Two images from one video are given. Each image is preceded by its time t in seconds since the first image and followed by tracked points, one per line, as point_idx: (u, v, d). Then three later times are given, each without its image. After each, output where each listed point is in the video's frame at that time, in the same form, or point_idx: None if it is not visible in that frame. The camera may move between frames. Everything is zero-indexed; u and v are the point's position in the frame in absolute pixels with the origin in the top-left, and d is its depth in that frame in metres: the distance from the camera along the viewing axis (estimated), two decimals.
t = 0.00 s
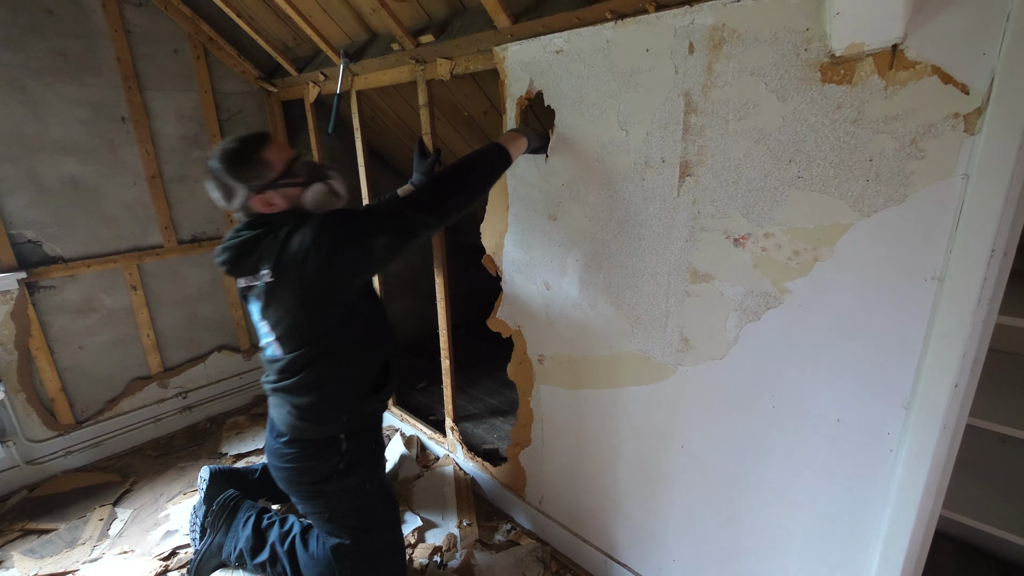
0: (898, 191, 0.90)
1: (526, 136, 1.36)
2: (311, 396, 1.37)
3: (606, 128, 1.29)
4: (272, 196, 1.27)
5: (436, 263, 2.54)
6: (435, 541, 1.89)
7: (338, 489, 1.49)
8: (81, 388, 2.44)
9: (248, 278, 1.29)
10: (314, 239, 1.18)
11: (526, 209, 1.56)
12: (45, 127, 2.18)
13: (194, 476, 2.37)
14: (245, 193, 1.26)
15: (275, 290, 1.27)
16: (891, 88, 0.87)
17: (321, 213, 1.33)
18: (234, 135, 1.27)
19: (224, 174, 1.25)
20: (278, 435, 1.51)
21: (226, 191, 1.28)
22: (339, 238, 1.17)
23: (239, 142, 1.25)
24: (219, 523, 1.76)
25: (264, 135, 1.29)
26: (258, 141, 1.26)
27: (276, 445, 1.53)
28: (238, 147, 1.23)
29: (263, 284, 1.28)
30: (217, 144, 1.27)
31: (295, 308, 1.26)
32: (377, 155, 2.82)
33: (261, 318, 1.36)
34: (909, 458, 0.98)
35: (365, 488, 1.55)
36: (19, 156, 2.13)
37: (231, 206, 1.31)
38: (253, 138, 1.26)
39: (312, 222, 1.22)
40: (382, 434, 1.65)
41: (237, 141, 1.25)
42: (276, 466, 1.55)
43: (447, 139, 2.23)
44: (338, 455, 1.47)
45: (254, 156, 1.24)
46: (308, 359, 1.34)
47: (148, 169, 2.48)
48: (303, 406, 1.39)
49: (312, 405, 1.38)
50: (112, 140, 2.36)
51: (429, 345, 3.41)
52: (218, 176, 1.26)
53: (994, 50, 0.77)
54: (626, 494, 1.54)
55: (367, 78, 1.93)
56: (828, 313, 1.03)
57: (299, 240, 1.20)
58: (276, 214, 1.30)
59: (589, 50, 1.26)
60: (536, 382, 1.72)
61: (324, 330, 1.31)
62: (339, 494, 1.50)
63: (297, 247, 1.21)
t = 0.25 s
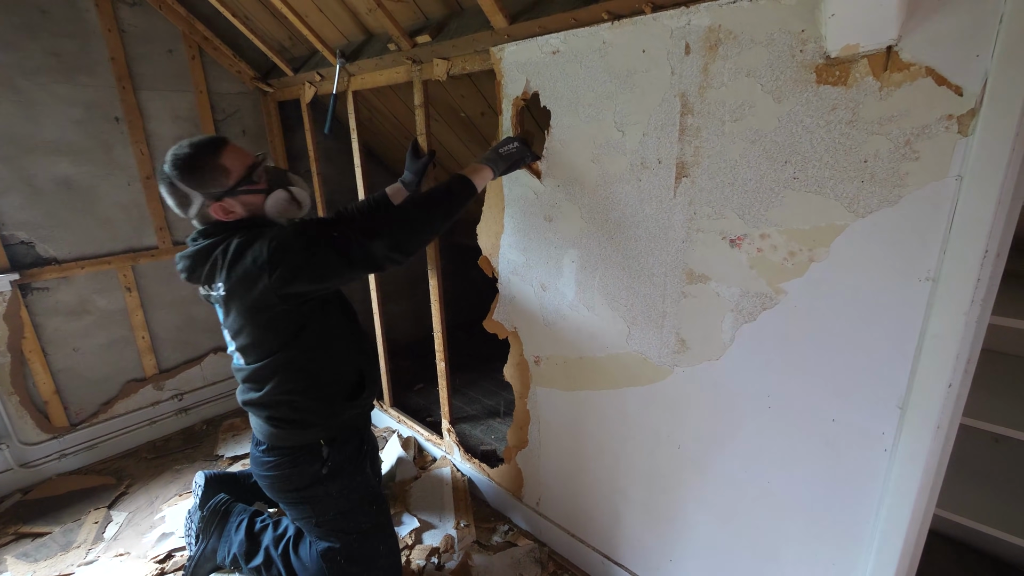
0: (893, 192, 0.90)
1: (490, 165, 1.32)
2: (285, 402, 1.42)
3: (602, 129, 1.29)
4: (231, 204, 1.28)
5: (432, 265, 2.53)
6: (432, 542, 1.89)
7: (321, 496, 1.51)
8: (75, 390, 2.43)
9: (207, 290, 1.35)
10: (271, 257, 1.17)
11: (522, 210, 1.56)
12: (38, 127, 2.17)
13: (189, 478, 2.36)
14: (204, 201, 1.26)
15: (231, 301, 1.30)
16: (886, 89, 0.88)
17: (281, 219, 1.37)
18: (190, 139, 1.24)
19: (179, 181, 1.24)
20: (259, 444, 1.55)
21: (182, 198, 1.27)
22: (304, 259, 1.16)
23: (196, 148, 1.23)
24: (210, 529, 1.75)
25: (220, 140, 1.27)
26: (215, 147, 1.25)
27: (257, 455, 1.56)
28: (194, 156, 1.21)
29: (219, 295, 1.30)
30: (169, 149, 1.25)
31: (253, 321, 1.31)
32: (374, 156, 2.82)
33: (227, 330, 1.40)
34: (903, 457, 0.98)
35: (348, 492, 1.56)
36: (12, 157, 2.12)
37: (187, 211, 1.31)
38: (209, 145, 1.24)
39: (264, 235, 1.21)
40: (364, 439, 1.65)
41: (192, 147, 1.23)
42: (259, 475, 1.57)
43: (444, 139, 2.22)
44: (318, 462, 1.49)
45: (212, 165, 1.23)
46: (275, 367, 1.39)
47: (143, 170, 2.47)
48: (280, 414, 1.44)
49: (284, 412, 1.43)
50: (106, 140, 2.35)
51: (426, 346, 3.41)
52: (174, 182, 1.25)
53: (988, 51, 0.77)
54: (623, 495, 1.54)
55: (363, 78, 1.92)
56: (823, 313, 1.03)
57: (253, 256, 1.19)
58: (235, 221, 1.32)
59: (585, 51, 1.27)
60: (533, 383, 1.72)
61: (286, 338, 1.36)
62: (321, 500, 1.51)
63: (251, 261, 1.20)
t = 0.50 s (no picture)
0: (889, 191, 0.91)
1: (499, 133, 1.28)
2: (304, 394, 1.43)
3: (599, 129, 1.29)
4: (274, 193, 1.32)
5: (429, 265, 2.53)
6: (430, 542, 1.89)
7: (332, 490, 1.52)
8: (71, 391, 2.42)
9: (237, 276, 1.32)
10: (300, 242, 1.16)
11: (519, 209, 1.56)
12: (33, 127, 2.16)
13: (186, 479, 2.35)
14: (248, 188, 1.31)
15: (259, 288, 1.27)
16: (881, 89, 0.88)
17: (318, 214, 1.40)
18: (244, 130, 1.31)
19: (229, 167, 1.30)
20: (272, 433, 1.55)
21: (230, 183, 1.32)
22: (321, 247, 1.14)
23: (249, 139, 1.29)
24: (209, 528, 1.75)
25: (273, 134, 1.34)
26: (267, 139, 1.31)
27: (269, 444, 1.56)
28: (245, 143, 1.28)
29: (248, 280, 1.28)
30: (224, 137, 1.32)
31: (284, 310, 1.29)
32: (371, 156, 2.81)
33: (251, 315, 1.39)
34: (899, 456, 0.98)
35: (358, 488, 1.58)
36: (6, 157, 2.11)
37: (232, 197, 1.36)
38: (261, 136, 1.31)
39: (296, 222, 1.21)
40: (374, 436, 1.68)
41: (246, 137, 1.29)
42: (269, 465, 1.58)
43: (441, 139, 2.22)
44: (331, 456, 1.51)
45: (261, 154, 1.29)
46: (298, 357, 1.38)
47: (139, 170, 2.46)
48: (298, 405, 1.43)
49: (302, 404, 1.43)
50: (102, 140, 2.34)
51: (423, 346, 3.40)
52: (224, 168, 1.31)
53: (982, 51, 0.78)
54: (620, 494, 1.55)
55: (359, 78, 1.92)
56: (819, 312, 1.04)
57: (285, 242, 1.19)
58: (275, 210, 1.35)
59: (582, 50, 1.27)
60: (531, 383, 1.72)
61: (313, 330, 1.36)
62: (331, 495, 1.52)
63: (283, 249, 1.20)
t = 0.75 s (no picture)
0: (885, 191, 0.91)
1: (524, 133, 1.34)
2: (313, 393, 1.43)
3: (596, 129, 1.29)
4: (301, 193, 1.35)
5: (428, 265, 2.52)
6: (429, 544, 1.89)
7: (331, 492, 1.53)
8: (68, 393, 2.41)
9: (262, 270, 1.37)
10: (328, 234, 1.20)
11: (517, 210, 1.56)
12: (29, 129, 2.15)
13: (184, 481, 2.35)
14: (278, 189, 1.34)
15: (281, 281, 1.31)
16: (876, 89, 0.88)
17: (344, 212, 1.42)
18: (273, 132, 1.33)
19: (260, 168, 1.33)
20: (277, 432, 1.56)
21: (260, 183, 1.36)
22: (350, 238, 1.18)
23: (278, 140, 1.31)
24: (209, 528, 1.75)
25: (300, 135, 1.35)
26: (294, 140, 1.33)
27: (273, 442, 1.57)
28: (275, 145, 1.30)
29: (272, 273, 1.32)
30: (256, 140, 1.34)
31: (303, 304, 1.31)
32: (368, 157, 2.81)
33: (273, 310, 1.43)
34: (897, 455, 0.99)
35: (358, 491, 1.57)
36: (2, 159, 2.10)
37: (262, 197, 1.39)
38: (290, 137, 1.33)
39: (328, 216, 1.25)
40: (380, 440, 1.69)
41: (275, 139, 1.31)
42: (271, 463, 1.59)
43: (439, 140, 2.22)
44: (333, 457, 1.52)
45: (290, 155, 1.32)
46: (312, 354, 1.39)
47: (135, 172, 2.45)
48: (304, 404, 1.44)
49: (310, 401, 1.44)
50: (98, 141, 2.33)
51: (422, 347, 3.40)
52: (254, 169, 1.34)
53: (976, 51, 0.78)
54: (619, 494, 1.55)
55: (357, 79, 1.92)
56: (816, 312, 1.04)
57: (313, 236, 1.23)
58: (304, 209, 1.38)
59: (578, 51, 1.27)
60: (529, 383, 1.72)
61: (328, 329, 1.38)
62: (332, 496, 1.54)
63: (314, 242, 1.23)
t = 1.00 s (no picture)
0: (881, 192, 0.91)
1: (486, 168, 1.26)
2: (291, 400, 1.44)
3: (594, 131, 1.29)
4: (260, 193, 1.32)
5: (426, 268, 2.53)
6: (428, 545, 1.88)
7: (325, 496, 1.51)
8: (66, 396, 2.41)
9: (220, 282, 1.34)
10: (275, 244, 1.12)
11: (514, 211, 1.56)
12: (27, 131, 2.15)
13: (183, 484, 2.35)
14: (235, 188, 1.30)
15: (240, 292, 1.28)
16: (871, 91, 0.89)
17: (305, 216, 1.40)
18: (232, 132, 1.31)
19: (216, 167, 1.30)
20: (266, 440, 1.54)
21: (216, 183, 1.32)
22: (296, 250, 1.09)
23: (237, 139, 1.29)
24: (206, 532, 1.75)
25: (260, 135, 1.34)
26: (254, 140, 1.31)
27: (264, 450, 1.55)
28: (232, 144, 1.28)
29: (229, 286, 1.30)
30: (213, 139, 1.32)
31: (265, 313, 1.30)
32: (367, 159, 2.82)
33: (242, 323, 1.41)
34: (894, 455, 0.99)
35: (350, 495, 1.55)
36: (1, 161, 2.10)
37: (219, 197, 1.35)
38: (248, 137, 1.30)
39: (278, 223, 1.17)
40: (368, 442, 1.65)
41: (234, 138, 1.29)
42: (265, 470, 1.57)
43: (437, 142, 2.23)
44: (321, 462, 1.48)
45: (249, 155, 1.29)
46: (283, 363, 1.39)
47: (134, 174, 2.45)
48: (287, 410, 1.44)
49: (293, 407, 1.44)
50: (97, 144, 2.33)
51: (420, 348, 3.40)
52: (211, 168, 1.31)
53: (970, 53, 0.79)
54: (618, 495, 1.55)
55: (355, 82, 1.92)
56: (813, 313, 1.04)
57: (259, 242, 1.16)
58: (262, 211, 1.35)
59: (575, 53, 1.27)
60: (527, 385, 1.72)
61: (296, 334, 1.38)
62: (324, 501, 1.51)
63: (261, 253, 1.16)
